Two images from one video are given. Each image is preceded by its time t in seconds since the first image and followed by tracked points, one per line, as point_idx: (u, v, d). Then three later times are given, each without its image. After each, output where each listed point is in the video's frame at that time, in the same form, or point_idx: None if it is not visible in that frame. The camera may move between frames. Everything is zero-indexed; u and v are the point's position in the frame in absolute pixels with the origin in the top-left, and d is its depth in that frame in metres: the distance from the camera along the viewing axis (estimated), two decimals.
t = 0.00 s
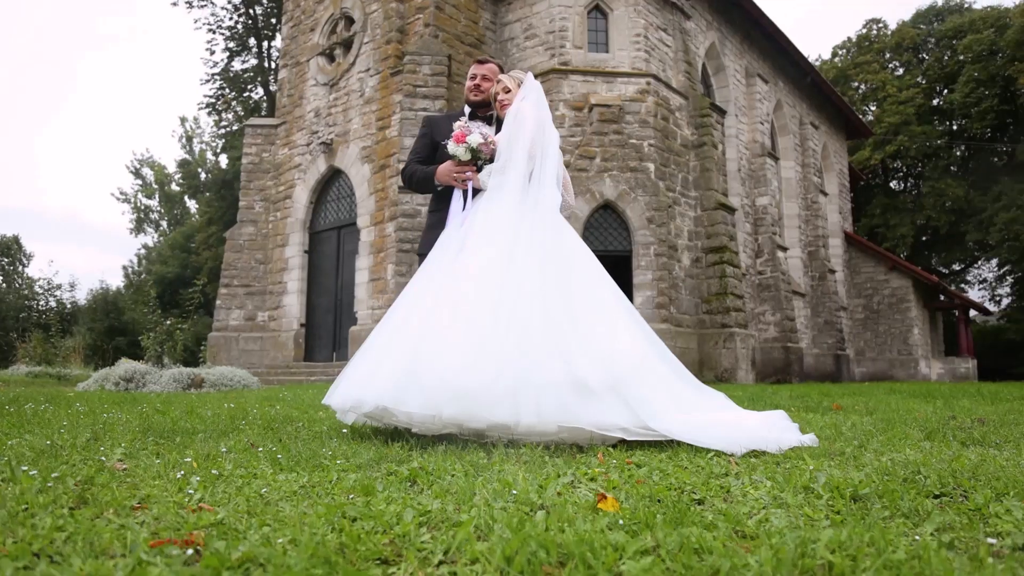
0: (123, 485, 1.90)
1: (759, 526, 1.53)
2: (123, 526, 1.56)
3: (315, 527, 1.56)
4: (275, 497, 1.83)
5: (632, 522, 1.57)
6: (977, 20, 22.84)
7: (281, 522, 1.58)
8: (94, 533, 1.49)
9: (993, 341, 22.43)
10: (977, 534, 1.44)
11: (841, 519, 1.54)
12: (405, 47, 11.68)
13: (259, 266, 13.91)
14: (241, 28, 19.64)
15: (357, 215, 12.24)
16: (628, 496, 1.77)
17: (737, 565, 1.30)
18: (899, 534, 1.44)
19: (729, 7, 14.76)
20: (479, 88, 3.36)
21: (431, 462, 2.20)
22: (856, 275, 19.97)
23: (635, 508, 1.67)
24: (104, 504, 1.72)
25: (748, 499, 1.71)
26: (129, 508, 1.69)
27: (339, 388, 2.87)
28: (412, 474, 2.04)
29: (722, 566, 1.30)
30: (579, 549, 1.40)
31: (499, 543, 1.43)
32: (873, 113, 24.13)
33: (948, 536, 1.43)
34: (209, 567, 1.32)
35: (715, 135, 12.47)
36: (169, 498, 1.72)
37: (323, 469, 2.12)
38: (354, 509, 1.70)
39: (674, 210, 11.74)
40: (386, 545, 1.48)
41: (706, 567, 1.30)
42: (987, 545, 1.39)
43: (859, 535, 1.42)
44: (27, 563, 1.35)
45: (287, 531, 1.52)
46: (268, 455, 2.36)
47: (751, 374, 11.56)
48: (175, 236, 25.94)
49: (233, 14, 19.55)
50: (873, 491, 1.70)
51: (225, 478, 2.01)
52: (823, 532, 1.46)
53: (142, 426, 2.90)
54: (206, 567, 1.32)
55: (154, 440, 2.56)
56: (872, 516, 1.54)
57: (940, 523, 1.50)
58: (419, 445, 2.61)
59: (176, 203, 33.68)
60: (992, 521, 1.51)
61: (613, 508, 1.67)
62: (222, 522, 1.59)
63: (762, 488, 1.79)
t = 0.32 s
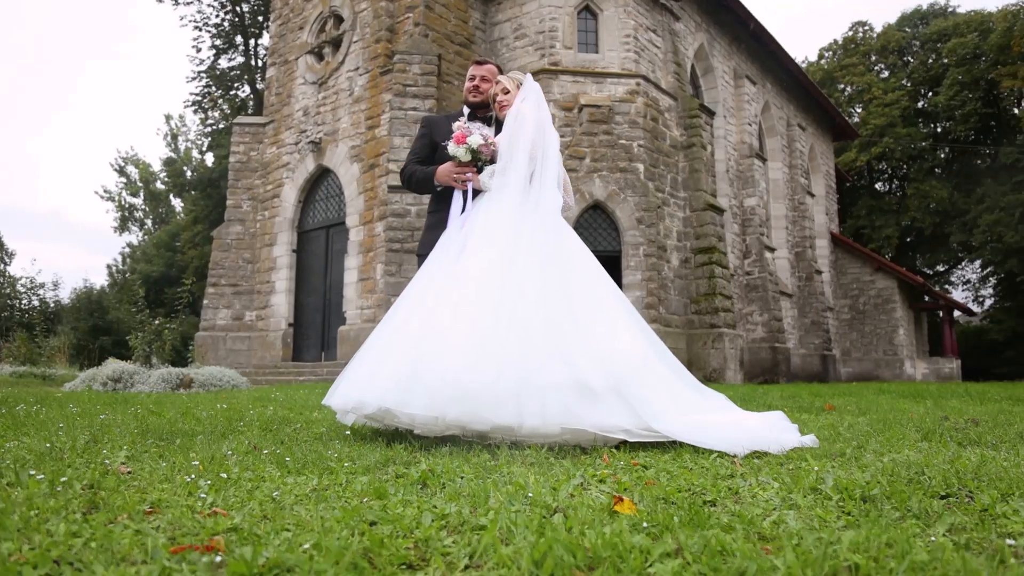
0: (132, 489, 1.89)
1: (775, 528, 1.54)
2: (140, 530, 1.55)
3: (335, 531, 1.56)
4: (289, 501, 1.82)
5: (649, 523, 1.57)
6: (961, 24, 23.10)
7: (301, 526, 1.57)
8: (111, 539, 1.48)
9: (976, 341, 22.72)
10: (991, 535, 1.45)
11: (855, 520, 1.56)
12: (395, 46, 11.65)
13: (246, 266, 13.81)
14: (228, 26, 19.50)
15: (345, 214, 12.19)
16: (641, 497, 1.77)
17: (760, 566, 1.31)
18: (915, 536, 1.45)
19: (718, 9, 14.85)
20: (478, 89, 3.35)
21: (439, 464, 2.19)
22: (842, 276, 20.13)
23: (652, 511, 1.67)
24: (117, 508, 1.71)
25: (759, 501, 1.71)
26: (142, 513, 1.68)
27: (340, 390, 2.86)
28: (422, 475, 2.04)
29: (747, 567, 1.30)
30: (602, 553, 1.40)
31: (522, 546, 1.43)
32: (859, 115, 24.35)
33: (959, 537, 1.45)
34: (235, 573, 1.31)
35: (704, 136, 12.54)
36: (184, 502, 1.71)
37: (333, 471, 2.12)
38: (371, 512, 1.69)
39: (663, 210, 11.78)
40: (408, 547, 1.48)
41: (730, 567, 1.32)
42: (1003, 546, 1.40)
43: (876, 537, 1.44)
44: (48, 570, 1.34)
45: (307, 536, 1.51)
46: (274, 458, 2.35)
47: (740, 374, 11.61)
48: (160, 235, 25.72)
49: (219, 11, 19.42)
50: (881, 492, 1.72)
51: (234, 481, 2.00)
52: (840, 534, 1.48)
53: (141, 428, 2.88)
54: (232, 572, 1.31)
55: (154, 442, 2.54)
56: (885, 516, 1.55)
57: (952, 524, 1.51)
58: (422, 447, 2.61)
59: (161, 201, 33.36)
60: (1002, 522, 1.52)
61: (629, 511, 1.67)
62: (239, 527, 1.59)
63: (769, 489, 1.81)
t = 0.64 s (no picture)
0: (146, 493, 1.90)
1: (790, 527, 1.55)
2: (160, 534, 1.56)
3: (357, 534, 1.57)
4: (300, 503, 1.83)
5: (668, 524, 1.57)
6: (946, 27, 23.36)
7: (316, 526, 1.59)
8: (130, 545, 1.48)
9: (960, 342, 22.98)
10: (1003, 534, 1.47)
11: (870, 520, 1.57)
12: (385, 45, 11.63)
13: (234, 265, 13.73)
14: (215, 23, 19.38)
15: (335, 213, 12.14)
16: (657, 499, 1.77)
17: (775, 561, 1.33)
18: (931, 535, 1.47)
19: (707, 10, 14.91)
20: (478, 90, 3.35)
21: (448, 465, 2.19)
22: (829, 276, 20.30)
23: (670, 512, 1.68)
24: (135, 513, 1.71)
25: (769, 501, 1.73)
26: (158, 516, 1.68)
27: (342, 391, 2.84)
28: (433, 477, 2.04)
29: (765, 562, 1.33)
30: (626, 553, 1.41)
31: (543, 549, 1.44)
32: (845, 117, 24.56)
33: (973, 536, 1.47)
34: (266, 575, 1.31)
35: (693, 137, 12.60)
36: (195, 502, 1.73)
37: (344, 473, 2.13)
38: (385, 514, 1.70)
39: (653, 211, 11.82)
40: (424, 549, 1.49)
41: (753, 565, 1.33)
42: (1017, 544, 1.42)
43: (893, 537, 1.45)
44: (77, 572, 1.35)
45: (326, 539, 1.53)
46: (279, 458, 2.35)
47: (728, 374, 11.67)
48: (145, 234, 25.53)
49: (206, 9, 19.31)
50: (890, 492, 1.73)
51: (245, 483, 1.99)
52: (856, 533, 1.49)
53: (141, 429, 2.87)
54: None
55: (156, 443, 2.52)
56: (899, 516, 1.57)
57: (964, 524, 1.53)
58: (426, 449, 2.60)
59: (147, 200, 33.13)
60: (1013, 522, 1.54)
61: (647, 512, 1.67)
62: (259, 530, 1.59)
63: (778, 489, 1.82)
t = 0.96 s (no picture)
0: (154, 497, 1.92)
1: (806, 526, 1.57)
2: (180, 538, 1.60)
3: (376, 537, 1.59)
4: (299, 504, 1.88)
5: (683, 522, 1.60)
6: (931, 31, 23.59)
7: (315, 524, 1.64)
8: (154, 547, 1.53)
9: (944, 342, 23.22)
10: (1017, 533, 1.49)
11: (886, 520, 1.58)
12: (375, 44, 11.61)
13: (223, 264, 13.64)
14: (202, 21, 19.23)
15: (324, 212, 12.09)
16: (665, 498, 1.79)
17: (788, 558, 1.37)
18: (948, 534, 1.48)
19: (696, 12, 14.97)
20: (479, 90, 3.35)
21: (457, 466, 2.20)
22: (816, 277, 20.46)
23: (688, 512, 1.69)
24: (146, 516, 1.76)
25: (779, 501, 1.74)
26: (174, 518, 1.73)
27: (345, 391, 2.84)
28: (445, 477, 2.05)
29: (774, 558, 1.38)
30: (652, 553, 1.43)
31: (561, 549, 1.47)
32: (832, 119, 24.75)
33: (989, 536, 1.48)
34: None
35: (683, 137, 12.64)
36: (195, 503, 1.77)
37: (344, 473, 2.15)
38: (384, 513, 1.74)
39: (643, 211, 11.86)
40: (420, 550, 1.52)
41: (777, 564, 1.36)
42: None
43: (908, 535, 1.47)
44: None
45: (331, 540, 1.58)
46: (283, 459, 2.36)
47: (717, 374, 11.72)
48: (131, 232, 25.30)
49: (194, 6, 19.16)
50: (899, 492, 1.75)
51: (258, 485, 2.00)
52: (865, 532, 1.51)
53: (140, 429, 2.87)
54: None
55: (158, 443, 2.52)
56: (912, 515, 1.58)
57: (975, 523, 1.55)
58: (430, 450, 2.59)
59: (132, 198, 32.85)
60: None
61: (666, 512, 1.67)
62: (282, 534, 1.62)
63: (787, 489, 1.83)
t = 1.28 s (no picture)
0: (156, 498, 1.92)
1: (822, 525, 1.58)
2: (199, 540, 1.60)
3: (392, 538, 1.61)
4: (300, 504, 1.90)
5: (702, 521, 1.60)
6: (917, 34, 23.80)
7: (317, 524, 1.66)
8: (175, 550, 1.53)
9: (930, 343, 23.44)
10: None
11: (899, 518, 1.60)
12: (366, 43, 11.58)
13: (211, 263, 13.54)
14: (189, 19, 19.10)
15: (314, 211, 12.04)
16: (676, 498, 1.80)
17: (811, 554, 1.40)
18: (964, 532, 1.49)
19: (686, 13, 15.02)
20: (480, 90, 3.34)
21: (466, 466, 2.20)
22: (804, 278, 20.60)
23: (706, 511, 1.69)
24: (158, 517, 1.76)
25: (791, 500, 1.74)
26: (191, 520, 1.73)
27: (347, 391, 2.83)
28: (456, 478, 2.06)
29: (789, 553, 1.41)
30: (677, 549, 1.44)
31: (582, 547, 1.48)
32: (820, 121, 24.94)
33: (1003, 533, 1.49)
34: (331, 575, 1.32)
35: (673, 138, 12.68)
36: (195, 504, 1.79)
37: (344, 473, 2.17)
38: (383, 513, 1.76)
39: (633, 211, 11.89)
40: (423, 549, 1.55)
41: (799, 561, 1.37)
42: None
43: (923, 533, 1.48)
44: None
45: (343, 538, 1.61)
46: (288, 460, 2.36)
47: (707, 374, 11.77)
48: (117, 231, 25.08)
49: (181, 4, 19.02)
50: (909, 491, 1.76)
51: (266, 490, 1.99)
52: (877, 529, 1.53)
53: (138, 429, 2.85)
54: None
55: (162, 444, 2.52)
56: (925, 514, 1.60)
57: (989, 520, 1.56)
58: (435, 450, 2.59)
59: (118, 196, 32.58)
60: None
61: (684, 512, 1.68)
62: (301, 537, 1.62)
63: (795, 488, 1.83)
